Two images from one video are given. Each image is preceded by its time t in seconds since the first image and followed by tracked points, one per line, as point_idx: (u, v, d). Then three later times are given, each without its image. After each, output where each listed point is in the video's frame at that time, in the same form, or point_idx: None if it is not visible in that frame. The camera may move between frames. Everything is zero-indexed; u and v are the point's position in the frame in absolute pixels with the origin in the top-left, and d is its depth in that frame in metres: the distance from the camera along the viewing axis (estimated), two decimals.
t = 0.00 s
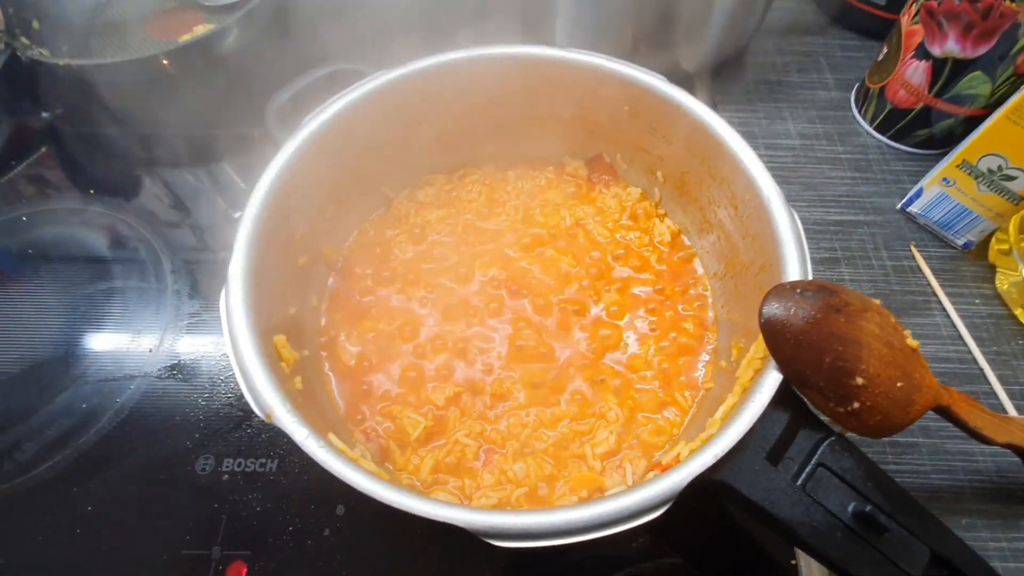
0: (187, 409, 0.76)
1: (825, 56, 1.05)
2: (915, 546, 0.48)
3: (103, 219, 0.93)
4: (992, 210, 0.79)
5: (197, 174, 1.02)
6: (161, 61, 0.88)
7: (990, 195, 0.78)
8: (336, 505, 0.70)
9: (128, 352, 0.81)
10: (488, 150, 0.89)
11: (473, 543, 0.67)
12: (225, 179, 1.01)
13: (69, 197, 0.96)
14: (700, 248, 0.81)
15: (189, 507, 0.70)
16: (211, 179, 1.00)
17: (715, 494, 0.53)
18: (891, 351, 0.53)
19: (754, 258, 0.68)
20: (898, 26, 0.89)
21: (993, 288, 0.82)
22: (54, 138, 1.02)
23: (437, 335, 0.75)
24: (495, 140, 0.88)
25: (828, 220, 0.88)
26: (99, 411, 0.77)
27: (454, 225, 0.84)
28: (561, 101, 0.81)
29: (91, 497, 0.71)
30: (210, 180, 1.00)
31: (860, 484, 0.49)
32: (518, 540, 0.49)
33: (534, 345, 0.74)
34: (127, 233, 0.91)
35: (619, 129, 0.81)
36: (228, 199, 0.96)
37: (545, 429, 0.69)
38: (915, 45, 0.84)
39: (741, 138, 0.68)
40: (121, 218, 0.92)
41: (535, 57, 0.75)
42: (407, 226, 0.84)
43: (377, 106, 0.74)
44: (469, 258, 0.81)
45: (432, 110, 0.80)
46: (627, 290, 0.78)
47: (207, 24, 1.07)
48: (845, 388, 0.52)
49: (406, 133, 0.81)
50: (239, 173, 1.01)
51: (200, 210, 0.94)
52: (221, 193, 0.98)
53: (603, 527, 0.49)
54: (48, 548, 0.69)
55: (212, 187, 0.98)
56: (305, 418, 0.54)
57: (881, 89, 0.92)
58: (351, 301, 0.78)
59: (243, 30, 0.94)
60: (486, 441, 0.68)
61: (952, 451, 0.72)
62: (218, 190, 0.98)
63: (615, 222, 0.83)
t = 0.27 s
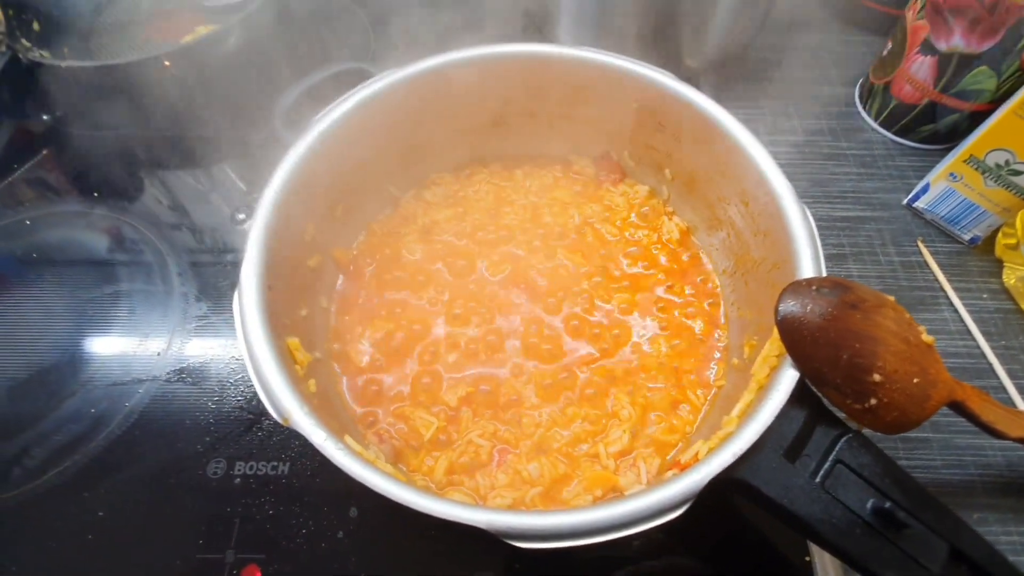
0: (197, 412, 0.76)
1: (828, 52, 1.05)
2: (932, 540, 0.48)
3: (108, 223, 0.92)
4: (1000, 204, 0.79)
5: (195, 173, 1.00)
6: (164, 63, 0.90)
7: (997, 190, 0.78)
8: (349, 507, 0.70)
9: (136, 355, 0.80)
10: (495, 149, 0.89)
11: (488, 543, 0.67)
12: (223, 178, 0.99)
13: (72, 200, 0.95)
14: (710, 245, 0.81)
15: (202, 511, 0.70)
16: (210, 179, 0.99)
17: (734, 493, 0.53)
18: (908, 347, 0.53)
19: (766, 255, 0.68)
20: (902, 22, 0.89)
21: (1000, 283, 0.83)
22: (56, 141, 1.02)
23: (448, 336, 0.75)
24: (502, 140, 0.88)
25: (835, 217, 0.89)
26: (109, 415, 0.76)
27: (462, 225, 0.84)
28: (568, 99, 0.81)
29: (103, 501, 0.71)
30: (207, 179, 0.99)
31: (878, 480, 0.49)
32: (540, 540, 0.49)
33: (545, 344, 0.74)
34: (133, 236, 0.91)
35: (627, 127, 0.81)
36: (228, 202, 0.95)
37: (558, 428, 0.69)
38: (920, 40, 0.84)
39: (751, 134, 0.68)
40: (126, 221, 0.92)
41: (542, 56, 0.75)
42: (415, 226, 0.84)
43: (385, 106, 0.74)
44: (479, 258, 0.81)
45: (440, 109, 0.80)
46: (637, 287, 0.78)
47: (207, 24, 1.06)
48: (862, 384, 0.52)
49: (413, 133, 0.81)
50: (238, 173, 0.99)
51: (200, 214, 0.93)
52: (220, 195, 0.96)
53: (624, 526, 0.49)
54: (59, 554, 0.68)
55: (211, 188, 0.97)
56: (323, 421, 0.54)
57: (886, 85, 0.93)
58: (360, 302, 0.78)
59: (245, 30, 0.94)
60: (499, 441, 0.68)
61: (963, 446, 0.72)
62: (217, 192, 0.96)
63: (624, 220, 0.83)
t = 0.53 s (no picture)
0: (217, 415, 0.76)
1: (838, 51, 1.05)
2: (965, 539, 0.49)
3: (121, 225, 0.92)
4: (1013, 203, 0.80)
5: (202, 177, 0.99)
6: (174, 65, 0.93)
7: (1011, 189, 0.78)
8: (373, 509, 0.70)
9: (154, 358, 0.80)
10: (510, 150, 0.89)
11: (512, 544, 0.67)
12: (230, 181, 0.98)
13: (83, 202, 0.95)
14: (727, 245, 0.81)
15: (224, 514, 0.70)
16: (217, 181, 0.98)
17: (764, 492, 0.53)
18: (935, 346, 0.54)
19: (787, 255, 0.68)
20: (913, 22, 0.89)
21: (1013, 281, 0.83)
22: (65, 143, 1.01)
23: (469, 337, 0.75)
24: (518, 141, 0.88)
25: (848, 216, 0.89)
26: (128, 419, 0.76)
27: (479, 226, 0.84)
28: (585, 100, 0.81)
29: (124, 505, 0.71)
30: (213, 181, 0.98)
31: (909, 479, 0.50)
32: (575, 541, 0.49)
33: (565, 345, 0.74)
34: (146, 239, 0.90)
35: (643, 127, 0.82)
36: (235, 205, 0.94)
37: (581, 429, 0.69)
38: (932, 40, 0.85)
39: (770, 134, 0.68)
40: (140, 223, 0.92)
41: (560, 57, 0.75)
42: (433, 228, 0.84)
43: (404, 108, 0.74)
44: (497, 259, 0.81)
45: (457, 111, 0.80)
46: (656, 287, 0.78)
47: (216, 25, 1.06)
48: (891, 384, 0.53)
49: (431, 134, 0.81)
50: (245, 175, 0.98)
51: (207, 219, 0.92)
52: (227, 198, 0.95)
53: (658, 527, 0.49)
54: (81, 558, 0.68)
55: (217, 189, 0.96)
56: (355, 423, 0.54)
57: (898, 85, 0.93)
58: (379, 304, 0.78)
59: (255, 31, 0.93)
60: (523, 442, 0.68)
61: (981, 443, 0.72)
62: (223, 194, 0.95)
63: (640, 220, 0.84)
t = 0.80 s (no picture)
0: (239, 416, 0.75)
1: (850, 46, 1.06)
2: (1007, 529, 0.49)
3: (134, 226, 0.91)
4: None
5: (204, 178, 0.97)
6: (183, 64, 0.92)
7: None
8: (401, 508, 0.69)
9: (174, 360, 0.79)
10: (529, 147, 0.89)
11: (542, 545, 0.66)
12: (232, 181, 0.96)
13: (95, 203, 0.94)
14: (749, 240, 0.81)
15: (250, 516, 0.69)
16: (217, 180, 0.96)
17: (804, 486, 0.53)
18: (973, 338, 0.54)
19: (816, 249, 0.68)
20: (929, 16, 0.90)
21: None
22: (74, 143, 1.00)
23: (494, 335, 0.75)
24: (537, 137, 0.88)
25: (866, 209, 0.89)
26: (149, 421, 0.75)
27: (500, 224, 0.83)
28: (606, 95, 0.81)
29: (148, 509, 0.70)
30: (214, 181, 0.96)
31: (949, 470, 0.50)
32: (621, 538, 0.49)
33: (591, 341, 0.74)
34: (161, 239, 0.89)
35: (664, 122, 0.82)
36: (239, 207, 0.92)
37: (610, 425, 0.69)
38: (949, 33, 0.85)
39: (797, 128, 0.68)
40: (154, 224, 0.91)
41: (582, 52, 0.75)
42: (453, 225, 0.83)
43: (427, 105, 0.74)
44: (519, 256, 0.81)
45: (478, 107, 0.79)
46: (680, 283, 0.78)
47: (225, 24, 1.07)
48: (931, 375, 0.53)
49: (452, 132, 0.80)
50: (249, 176, 0.96)
51: (207, 220, 0.91)
52: (229, 200, 0.93)
53: (703, 523, 0.49)
54: (106, 564, 0.67)
55: (217, 189, 0.95)
56: (394, 422, 0.54)
57: (912, 78, 0.93)
58: (401, 303, 0.78)
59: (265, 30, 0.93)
60: (552, 439, 0.68)
61: (1006, 434, 0.73)
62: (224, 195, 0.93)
63: (661, 216, 0.84)
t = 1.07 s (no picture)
0: (246, 417, 0.75)
1: (845, 41, 1.07)
2: (1014, 514, 0.50)
3: (135, 228, 0.90)
4: None
5: (198, 180, 0.96)
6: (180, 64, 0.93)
7: None
8: (411, 506, 0.69)
9: (178, 362, 0.79)
10: (531, 144, 0.89)
11: (552, 542, 0.66)
12: (227, 182, 0.95)
13: (93, 206, 0.93)
14: (752, 233, 0.82)
15: (260, 517, 0.69)
16: (212, 181, 0.95)
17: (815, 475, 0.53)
18: (977, 326, 0.54)
19: (819, 241, 0.69)
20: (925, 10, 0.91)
21: None
22: (71, 145, 0.99)
23: (500, 331, 0.75)
24: (539, 134, 0.88)
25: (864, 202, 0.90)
26: (155, 424, 0.75)
27: (503, 221, 0.84)
28: (608, 91, 0.81)
29: (156, 512, 0.70)
30: (209, 183, 0.95)
31: (957, 456, 0.51)
32: (637, 530, 0.49)
33: (597, 336, 0.74)
34: (162, 242, 0.89)
35: (666, 118, 0.82)
36: (234, 210, 0.92)
37: (618, 419, 0.69)
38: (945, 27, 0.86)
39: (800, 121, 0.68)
40: (154, 226, 0.90)
41: (585, 48, 0.75)
42: (456, 224, 0.84)
43: (431, 102, 0.74)
44: (523, 253, 0.81)
45: (481, 105, 0.79)
46: (683, 277, 0.79)
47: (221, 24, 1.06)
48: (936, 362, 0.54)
49: (455, 129, 0.80)
50: (243, 178, 0.95)
51: (202, 222, 0.91)
52: (223, 202, 0.93)
53: (717, 513, 0.50)
54: (115, 568, 0.67)
55: (212, 190, 0.94)
56: (408, 419, 0.54)
57: (908, 71, 0.95)
58: (406, 302, 0.78)
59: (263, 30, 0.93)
60: (561, 434, 0.68)
61: (1006, 421, 0.74)
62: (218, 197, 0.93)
63: (663, 211, 0.84)
